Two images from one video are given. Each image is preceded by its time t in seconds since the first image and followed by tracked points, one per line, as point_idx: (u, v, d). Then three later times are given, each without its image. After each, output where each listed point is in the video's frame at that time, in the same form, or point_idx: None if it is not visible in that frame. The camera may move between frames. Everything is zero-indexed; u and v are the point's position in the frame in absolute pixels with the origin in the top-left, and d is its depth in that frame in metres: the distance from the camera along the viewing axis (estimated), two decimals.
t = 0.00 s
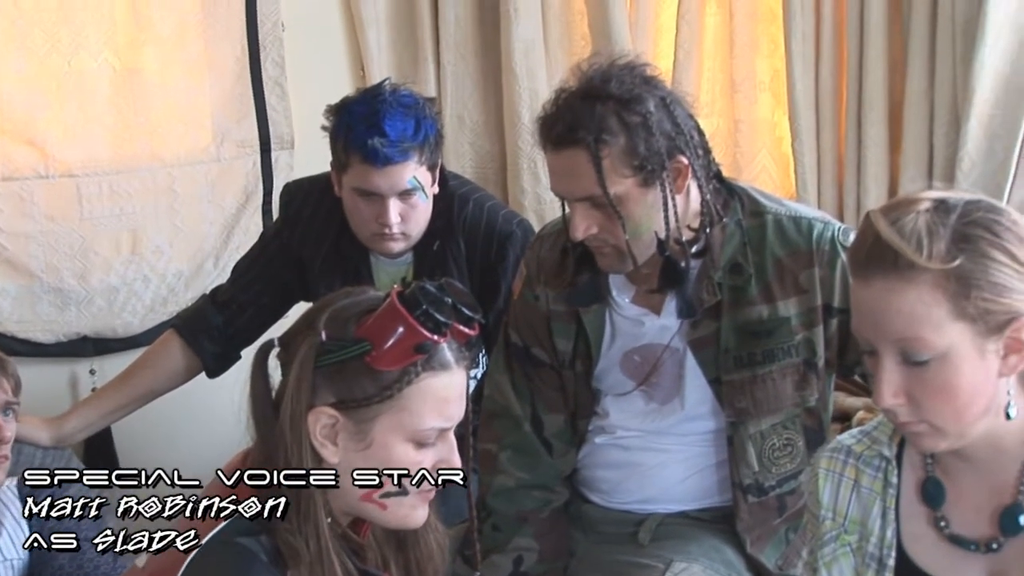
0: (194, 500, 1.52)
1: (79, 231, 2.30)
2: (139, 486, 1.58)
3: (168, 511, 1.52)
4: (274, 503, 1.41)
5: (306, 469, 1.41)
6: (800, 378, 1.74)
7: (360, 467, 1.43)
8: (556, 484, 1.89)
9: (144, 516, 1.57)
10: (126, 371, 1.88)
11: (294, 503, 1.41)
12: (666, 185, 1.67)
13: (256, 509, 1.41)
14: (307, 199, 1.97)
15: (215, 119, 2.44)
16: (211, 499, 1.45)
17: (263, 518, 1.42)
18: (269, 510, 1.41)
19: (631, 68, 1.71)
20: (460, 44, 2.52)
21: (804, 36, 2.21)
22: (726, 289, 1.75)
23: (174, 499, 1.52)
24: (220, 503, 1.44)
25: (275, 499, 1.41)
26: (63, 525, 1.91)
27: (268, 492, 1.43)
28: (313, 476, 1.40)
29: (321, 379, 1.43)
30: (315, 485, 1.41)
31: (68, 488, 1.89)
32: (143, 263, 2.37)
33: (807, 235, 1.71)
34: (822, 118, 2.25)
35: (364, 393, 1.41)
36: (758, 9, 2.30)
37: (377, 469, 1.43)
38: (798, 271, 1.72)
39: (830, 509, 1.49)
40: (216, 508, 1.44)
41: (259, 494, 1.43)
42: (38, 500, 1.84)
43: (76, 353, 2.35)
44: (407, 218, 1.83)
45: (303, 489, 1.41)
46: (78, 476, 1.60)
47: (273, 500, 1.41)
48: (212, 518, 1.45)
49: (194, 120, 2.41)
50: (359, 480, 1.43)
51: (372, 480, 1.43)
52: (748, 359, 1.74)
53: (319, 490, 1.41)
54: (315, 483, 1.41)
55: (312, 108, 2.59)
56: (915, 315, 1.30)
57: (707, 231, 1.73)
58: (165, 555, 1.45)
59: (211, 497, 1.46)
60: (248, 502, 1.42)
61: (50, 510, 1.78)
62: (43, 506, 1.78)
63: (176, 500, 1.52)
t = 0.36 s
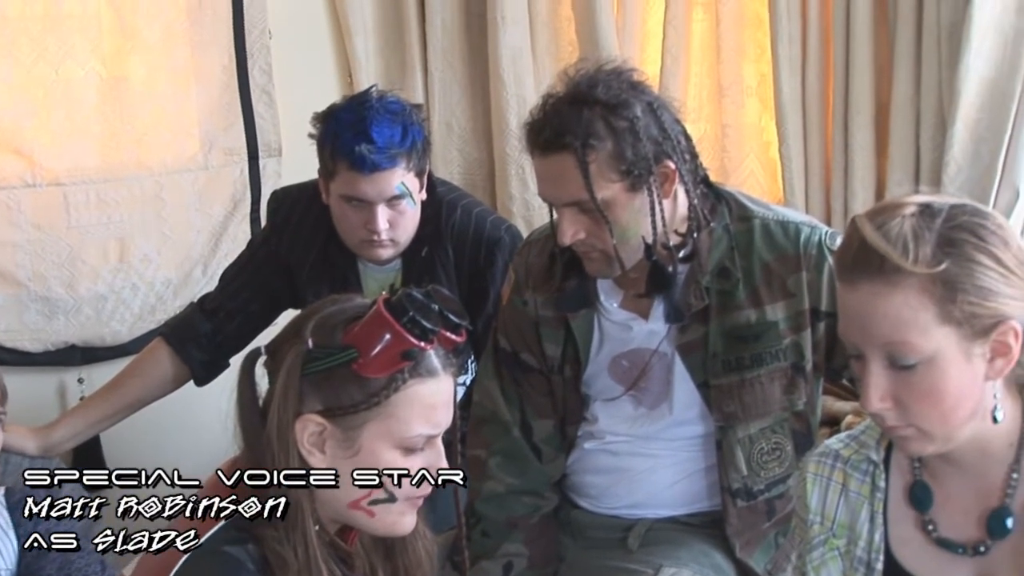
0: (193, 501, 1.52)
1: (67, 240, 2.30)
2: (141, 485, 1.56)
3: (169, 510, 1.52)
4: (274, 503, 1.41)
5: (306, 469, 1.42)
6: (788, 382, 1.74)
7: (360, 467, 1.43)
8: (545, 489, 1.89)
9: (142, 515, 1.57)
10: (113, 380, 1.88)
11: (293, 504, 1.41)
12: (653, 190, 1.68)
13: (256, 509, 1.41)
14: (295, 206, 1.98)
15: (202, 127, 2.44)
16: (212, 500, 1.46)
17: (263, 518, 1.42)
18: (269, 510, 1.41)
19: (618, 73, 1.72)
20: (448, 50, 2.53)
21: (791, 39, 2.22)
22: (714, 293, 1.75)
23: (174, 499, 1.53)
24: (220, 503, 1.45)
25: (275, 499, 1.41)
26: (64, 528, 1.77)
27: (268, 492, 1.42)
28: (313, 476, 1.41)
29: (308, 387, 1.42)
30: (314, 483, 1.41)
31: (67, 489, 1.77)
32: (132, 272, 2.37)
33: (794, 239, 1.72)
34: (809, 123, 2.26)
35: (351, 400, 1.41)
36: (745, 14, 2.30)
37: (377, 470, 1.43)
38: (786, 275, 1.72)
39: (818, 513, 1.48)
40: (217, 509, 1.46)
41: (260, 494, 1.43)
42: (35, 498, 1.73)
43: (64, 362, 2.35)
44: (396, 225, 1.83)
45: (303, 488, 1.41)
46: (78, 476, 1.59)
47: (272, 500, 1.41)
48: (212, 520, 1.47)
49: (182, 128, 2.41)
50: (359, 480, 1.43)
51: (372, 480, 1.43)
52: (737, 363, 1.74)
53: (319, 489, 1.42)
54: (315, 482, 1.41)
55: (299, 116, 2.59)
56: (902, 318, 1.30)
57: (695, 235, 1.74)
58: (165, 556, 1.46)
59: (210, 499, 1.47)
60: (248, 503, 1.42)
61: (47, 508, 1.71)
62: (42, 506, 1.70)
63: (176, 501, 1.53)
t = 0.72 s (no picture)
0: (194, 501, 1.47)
1: (52, 247, 2.29)
2: (140, 485, 1.57)
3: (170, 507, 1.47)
4: (274, 502, 1.40)
5: (306, 469, 1.42)
6: (774, 385, 1.74)
7: (355, 467, 1.43)
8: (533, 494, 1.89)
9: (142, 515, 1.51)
10: (98, 389, 1.87)
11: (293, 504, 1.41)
12: (638, 195, 1.68)
13: (256, 509, 1.41)
14: (280, 211, 1.99)
15: (187, 133, 2.44)
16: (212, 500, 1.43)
17: (263, 518, 1.41)
18: (269, 510, 1.41)
19: (603, 78, 1.72)
20: (433, 54, 2.53)
21: (775, 42, 2.22)
22: (700, 297, 1.75)
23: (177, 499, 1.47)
24: (220, 503, 1.44)
25: (275, 499, 1.40)
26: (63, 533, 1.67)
27: (269, 492, 1.41)
28: (313, 476, 1.41)
29: (294, 393, 1.42)
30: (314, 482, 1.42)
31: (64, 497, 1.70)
32: (118, 279, 2.38)
33: (779, 242, 1.72)
34: (794, 126, 2.27)
35: (337, 407, 1.41)
36: (729, 17, 2.31)
37: (377, 471, 1.43)
38: (771, 279, 1.73)
39: (803, 515, 1.49)
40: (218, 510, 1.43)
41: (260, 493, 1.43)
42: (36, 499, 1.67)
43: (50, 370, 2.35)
44: (382, 230, 1.83)
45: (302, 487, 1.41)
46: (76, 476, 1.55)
47: (273, 500, 1.40)
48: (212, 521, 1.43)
49: (167, 134, 2.42)
50: (359, 480, 1.43)
51: (372, 480, 1.43)
52: (723, 366, 1.75)
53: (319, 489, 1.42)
54: (314, 482, 1.42)
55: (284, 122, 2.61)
56: (885, 321, 1.30)
57: (681, 239, 1.74)
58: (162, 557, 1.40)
59: (211, 500, 1.44)
60: (248, 502, 1.41)
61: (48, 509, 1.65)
62: (43, 505, 1.65)
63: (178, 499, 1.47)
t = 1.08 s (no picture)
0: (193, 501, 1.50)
1: (34, 253, 2.28)
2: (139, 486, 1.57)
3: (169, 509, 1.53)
4: (273, 502, 1.40)
5: (306, 469, 1.41)
6: (755, 391, 1.75)
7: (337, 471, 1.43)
8: (515, 499, 1.89)
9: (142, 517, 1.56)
10: (80, 396, 1.86)
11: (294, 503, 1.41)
12: (619, 200, 1.68)
13: (256, 510, 1.40)
14: (262, 218, 2.00)
15: (170, 139, 2.45)
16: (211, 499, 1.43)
17: (263, 518, 1.41)
18: (269, 510, 1.41)
19: (583, 84, 1.73)
20: (417, 60, 2.54)
21: (757, 48, 2.23)
22: (682, 302, 1.76)
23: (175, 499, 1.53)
24: (220, 503, 1.43)
25: (275, 499, 1.40)
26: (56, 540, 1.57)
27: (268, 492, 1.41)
28: (313, 477, 1.41)
29: (274, 399, 1.42)
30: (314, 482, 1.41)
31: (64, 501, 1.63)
32: (101, 285, 2.37)
33: (760, 247, 1.73)
34: (777, 132, 2.28)
35: (317, 412, 1.41)
36: (711, 23, 2.32)
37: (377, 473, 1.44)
38: (752, 284, 1.73)
39: (783, 519, 1.49)
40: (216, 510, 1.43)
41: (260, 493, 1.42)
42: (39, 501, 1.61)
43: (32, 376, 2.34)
44: (364, 237, 1.83)
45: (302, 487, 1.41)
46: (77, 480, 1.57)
47: (272, 501, 1.40)
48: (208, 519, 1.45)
49: (150, 140, 2.42)
50: (359, 480, 1.43)
51: (372, 480, 1.44)
52: (704, 372, 1.75)
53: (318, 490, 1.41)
54: (314, 482, 1.41)
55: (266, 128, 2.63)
56: (862, 326, 1.31)
57: (662, 244, 1.75)
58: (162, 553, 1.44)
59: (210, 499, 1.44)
60: (248, 503, 1.40)
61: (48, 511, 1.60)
62: (43, 505, 1.60)
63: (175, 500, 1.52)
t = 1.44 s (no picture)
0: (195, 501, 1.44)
1: (9, 253, 2.27)
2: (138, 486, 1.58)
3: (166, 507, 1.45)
4: (273, 502, 1.41)
5: (307, 469, 1.42)
6: (730, 388, 1.76)
7: (311, 468, 1.42)
8: (492, 497, 1.89)
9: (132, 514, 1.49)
10: (57, 394, 1.85)
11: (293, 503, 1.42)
12: (593, 199, 1.69)
13: (258, 510, 1.40)
14: (237, 219, 2.01)
15: (146, 138, 2.45)
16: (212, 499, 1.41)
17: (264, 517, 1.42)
18: (270, 510, 1.42)
19: (556, 83, 1.73)
20: (393, 60, 2.55)
21: (732, 47, 2.24)
22: (657, 300, 1.77)
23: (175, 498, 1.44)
24: (220, 503, 1.41)
25: (276, 499, 1.41)
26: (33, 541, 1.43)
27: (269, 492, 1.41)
28: (313, 477, 1.42)
29: (248, 398, 1.42)
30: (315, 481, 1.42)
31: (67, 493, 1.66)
32: (76, 286, 2.37)
33: (735, 244, 1.74)
34: (751, 130, 2.29)
35: (292, 412, 1.41)
36: (686, 21, 2.33)
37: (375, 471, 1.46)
38: (726, 281, 1.74)
39: (756, 515, 1.49)
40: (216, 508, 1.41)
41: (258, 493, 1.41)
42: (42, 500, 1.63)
43: (7, 378, 2.33)
44: (340, 237, 1.84)
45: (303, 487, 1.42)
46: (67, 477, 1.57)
47: (273, 501, 1.41)
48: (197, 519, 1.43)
49: (125, 140, 2.42)
50: (359, 479, 1.45)
51: (370, 479, 1.46)
52: (679, 369, 1.75)
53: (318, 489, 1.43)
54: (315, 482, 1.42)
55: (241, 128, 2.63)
56: (834, 323, 1.31)
57: (636, 241, 1.75)
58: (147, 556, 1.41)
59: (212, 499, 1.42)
60: (249, 502, 1.40)
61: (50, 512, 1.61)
62: (43, 507, 1.60)
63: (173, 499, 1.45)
